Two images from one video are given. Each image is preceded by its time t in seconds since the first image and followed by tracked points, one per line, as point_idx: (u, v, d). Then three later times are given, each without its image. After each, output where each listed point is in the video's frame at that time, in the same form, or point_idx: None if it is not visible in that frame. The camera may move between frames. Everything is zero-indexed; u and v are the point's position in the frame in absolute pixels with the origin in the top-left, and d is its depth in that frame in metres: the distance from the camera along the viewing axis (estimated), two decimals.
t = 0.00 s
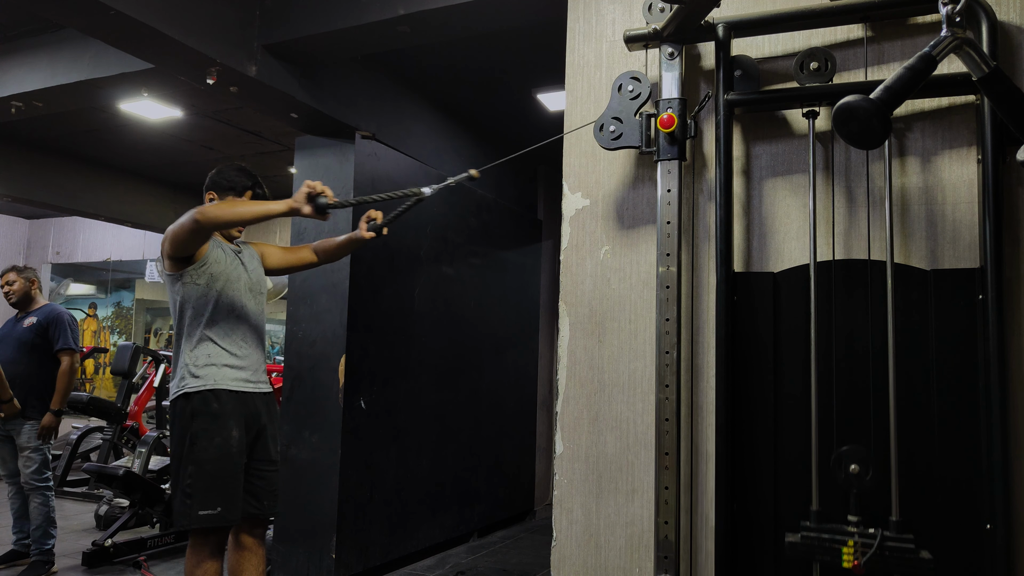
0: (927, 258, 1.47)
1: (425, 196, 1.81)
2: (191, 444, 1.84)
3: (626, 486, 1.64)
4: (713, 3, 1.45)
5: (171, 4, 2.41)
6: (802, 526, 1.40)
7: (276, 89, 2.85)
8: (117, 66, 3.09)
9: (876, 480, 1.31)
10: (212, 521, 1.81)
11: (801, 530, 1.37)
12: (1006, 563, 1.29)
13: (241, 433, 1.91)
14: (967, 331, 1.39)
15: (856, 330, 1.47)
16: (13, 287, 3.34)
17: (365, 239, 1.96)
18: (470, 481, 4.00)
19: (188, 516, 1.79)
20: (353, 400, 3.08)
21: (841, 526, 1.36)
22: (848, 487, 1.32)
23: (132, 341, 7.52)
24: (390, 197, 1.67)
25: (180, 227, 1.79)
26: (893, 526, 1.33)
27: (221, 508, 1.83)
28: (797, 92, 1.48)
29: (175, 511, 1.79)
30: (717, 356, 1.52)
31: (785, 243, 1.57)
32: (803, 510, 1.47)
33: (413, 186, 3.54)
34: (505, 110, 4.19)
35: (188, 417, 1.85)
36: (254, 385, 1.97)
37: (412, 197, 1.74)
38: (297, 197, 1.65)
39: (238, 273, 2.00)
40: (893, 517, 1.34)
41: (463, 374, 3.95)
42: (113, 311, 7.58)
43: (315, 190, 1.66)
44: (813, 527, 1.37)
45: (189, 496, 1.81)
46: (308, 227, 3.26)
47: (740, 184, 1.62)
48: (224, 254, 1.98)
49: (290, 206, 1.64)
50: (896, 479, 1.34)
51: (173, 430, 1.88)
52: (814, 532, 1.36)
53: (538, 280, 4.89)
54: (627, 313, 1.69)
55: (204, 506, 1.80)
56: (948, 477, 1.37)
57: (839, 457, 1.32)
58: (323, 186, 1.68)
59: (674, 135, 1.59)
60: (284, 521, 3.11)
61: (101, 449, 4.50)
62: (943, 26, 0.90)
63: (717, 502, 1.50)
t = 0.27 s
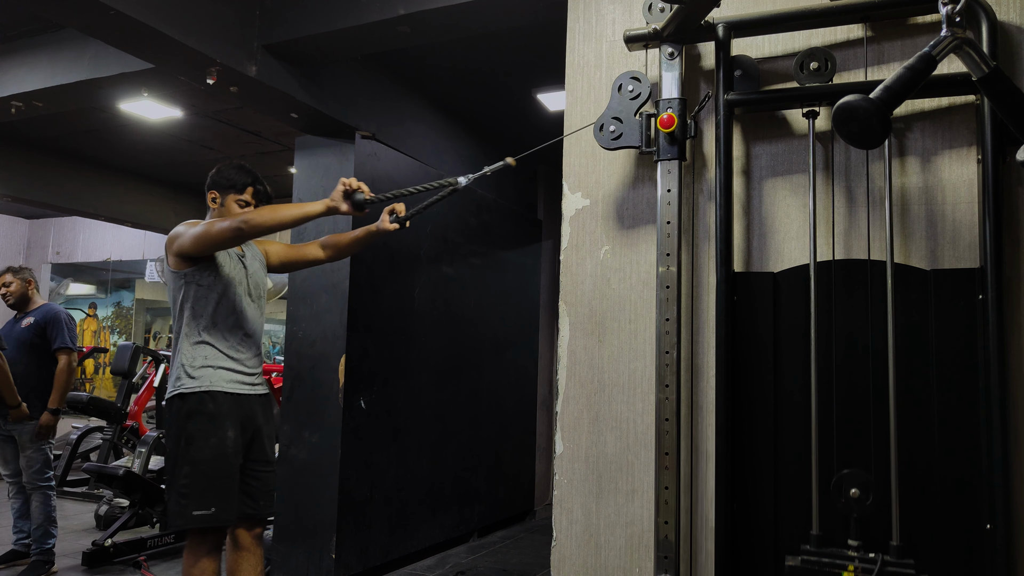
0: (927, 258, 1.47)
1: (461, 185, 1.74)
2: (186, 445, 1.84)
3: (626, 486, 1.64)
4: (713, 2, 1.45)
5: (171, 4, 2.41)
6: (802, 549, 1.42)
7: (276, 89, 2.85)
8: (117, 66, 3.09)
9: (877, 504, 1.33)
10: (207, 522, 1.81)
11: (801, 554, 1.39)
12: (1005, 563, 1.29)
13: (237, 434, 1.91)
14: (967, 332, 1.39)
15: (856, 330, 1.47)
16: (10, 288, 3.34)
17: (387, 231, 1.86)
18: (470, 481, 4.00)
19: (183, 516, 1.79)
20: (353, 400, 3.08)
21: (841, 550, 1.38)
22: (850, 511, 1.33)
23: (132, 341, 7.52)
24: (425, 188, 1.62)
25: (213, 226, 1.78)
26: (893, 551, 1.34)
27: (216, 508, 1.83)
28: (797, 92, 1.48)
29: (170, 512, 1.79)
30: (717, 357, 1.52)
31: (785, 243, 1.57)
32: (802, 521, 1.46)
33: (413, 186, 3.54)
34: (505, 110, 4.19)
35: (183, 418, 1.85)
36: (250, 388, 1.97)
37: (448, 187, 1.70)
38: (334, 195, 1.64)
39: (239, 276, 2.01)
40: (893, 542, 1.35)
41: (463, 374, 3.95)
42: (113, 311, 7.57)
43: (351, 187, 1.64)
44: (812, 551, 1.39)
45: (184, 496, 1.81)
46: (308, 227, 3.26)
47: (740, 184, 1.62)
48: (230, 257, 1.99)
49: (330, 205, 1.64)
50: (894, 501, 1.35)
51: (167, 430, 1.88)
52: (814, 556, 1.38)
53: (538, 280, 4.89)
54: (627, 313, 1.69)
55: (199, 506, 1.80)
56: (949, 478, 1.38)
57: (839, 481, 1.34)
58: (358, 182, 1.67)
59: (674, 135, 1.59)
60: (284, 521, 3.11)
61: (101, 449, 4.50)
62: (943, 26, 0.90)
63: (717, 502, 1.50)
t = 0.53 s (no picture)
0: (927, 258, 1.47)
1: (486, 185, 1.81)
2: (180, 445, 1.84)
3: (625, 486, 1.64)
4: (713, 2, 1.45)
5: (171, 3, 2.41)
6: (803, 566, 1.43)
7: (276, 89, 2.85)
8: (117, 66, 3.09)
9: (877, 520, 1.36)
10: (199, 522, 1.82)
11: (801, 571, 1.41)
12: (1005, 563, 1.29)
13: (232, 435, 1.91)
14: (967, 332, 1.39)
15: (856, 330, 1.47)
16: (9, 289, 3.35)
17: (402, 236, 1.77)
18: (470, 481, 4.00)
19: (175, 516, 1.79)
20: (353, 400, 3.08)
21: (842, 567, 1.39)
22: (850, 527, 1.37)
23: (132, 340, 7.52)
24: (451, 192, 1.68)
25: (246, 229, 1.78)
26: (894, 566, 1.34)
27: (208, 509, 1.83)
28: (797, 92, 1.49)
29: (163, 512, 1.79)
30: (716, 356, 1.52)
31: (786, 243, 1.57)
32: (801, 523, 1.47)
33: (413, 186, 3.55)
34: (505, 110, 4.19)
35: (177, 419, 1.85)
36: (247, 391, 1.97)
37: (472, 187, 1.75)
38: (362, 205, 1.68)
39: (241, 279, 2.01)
40: (893, 558, 1.35)
41: (463, 374, 3.95)
42: (113, 311, 7.57)
43: (378, 197, 1.70)
44: (812, 567, 1.40)
45: (176, 496, 1.81)
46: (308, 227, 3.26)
47: (740, 184, 1.62)
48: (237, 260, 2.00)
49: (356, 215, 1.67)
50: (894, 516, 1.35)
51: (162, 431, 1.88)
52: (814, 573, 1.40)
53: (538, 280, 4.89)
54: (626, 313, 1.69)
55: (191, 506, 1.80)
56: (948, 478, 1.38)
57: (839, 498, 1.38)
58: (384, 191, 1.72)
59: (674, 135, 1.59)
60: (284, 520, 3.11)
61: (101, 449, 4.50)
62: (943, 26, 0.90)
63: (716, 502, 1.50)
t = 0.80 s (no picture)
0: (929, 259, 1.47)
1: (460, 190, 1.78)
2: (209, 443, 1.83)
3: (627, 487, 1.64)
4: (714, 2, 1.45)
5: (172, 3, 2.41)
6: None
7: (277, 88, 2.84)
8: (117, 66, 3.09)
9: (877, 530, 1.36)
10: (234, 518, 1.81)
11: None
12: (1007, 564, 1.29)
13: (260, 431, 1.92)
14: (969, 332, 1.39)
15: (858, 330, 1.47)
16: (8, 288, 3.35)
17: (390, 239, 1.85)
18: (471, 482, 4.00)
19: (210, 513, 1.77)
20: (354, 400, 3.08)
21: None
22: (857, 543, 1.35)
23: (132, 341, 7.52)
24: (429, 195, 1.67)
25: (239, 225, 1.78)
26: None
27: (242, 504, 1.83)
28: (799, 92, 1.48)
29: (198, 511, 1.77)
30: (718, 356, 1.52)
31: (787, 243, 1.57)
32: (804, 524, 1.46)
33: (414, 186, 3.54)
34: (506, 110, 4.19)
35: (204, 417, 1.84)
36: (272, 375, 1.98)
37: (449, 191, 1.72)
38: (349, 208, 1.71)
39: (241, 269, 2.00)
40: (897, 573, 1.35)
41: (464, 374, 3.95)
42: (114, 311, 7.57)
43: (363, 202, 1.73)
44: None
45: (208, 493, 1.80)
46: (309, 227, 3.25)
47: (742, 184, 1.62)
48: (228, 254, 1.99)
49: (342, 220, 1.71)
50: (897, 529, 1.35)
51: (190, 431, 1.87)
52: None
53: (539, 280, 4.88)
54: (628, 313, 1.69)
55: (225, 502, 1.80)
56: (950, 478, 1.38)
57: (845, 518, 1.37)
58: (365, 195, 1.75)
59: (675, 135, 1.59)
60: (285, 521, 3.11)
61: (101, 449, 4.50)
62: (946, 26, 0.90)
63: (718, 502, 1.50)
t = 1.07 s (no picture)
0: (929, 259, 1.47)
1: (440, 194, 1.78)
2: (211, 443, 1.83)
3: (627, 487, 1.64)
4: (714, 3, 1.45)
5: (172, 3, 2.41)
6: None
7: (277, 89, 2.85)
8: (117, 66, 3.09)
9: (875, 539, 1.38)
10: (236, 518, 1.81)
11: None
12: (1008, 564, 1.28)
13: (262, 431, 1.91)
14: (969, 332, 1.39)
15: (858, 330, 1.47)
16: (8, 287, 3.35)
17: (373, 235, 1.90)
18: (471, 482, 4.00)
19: (212, 513, 1.78)
20: (354, 400, 3.08)
21: None
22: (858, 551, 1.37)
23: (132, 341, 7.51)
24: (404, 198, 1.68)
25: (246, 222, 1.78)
26: None
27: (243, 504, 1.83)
28: (799, 92, 1.48)
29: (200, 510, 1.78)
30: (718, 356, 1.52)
31: (787, 243, 1.57)
32: (804, 525, 1.46)
33: (414, 186, 3.54)
34: (506, 110, 4.19)
35: (207, 417, 1.85)
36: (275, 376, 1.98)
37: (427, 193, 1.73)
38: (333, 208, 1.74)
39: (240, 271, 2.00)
40: None
41: (464, 374, 3.95)
42: (114, 311, 7.57)
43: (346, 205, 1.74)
44: None
45: (210, 493, 1.80)
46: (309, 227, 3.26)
47: (742, 184, 1.62)
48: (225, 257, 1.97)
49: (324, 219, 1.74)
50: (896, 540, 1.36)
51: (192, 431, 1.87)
52: None
53: (539, 280, 4.88)
54: (628, 314, 1.69)
55: (226, 503, 1.80)
56: (950, 478, 1.37)
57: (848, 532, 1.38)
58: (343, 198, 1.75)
59: (675, 135, 1.59)
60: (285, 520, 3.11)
61: (101, 449, 4.50)
62: (946, 26, 0.90)
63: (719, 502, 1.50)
